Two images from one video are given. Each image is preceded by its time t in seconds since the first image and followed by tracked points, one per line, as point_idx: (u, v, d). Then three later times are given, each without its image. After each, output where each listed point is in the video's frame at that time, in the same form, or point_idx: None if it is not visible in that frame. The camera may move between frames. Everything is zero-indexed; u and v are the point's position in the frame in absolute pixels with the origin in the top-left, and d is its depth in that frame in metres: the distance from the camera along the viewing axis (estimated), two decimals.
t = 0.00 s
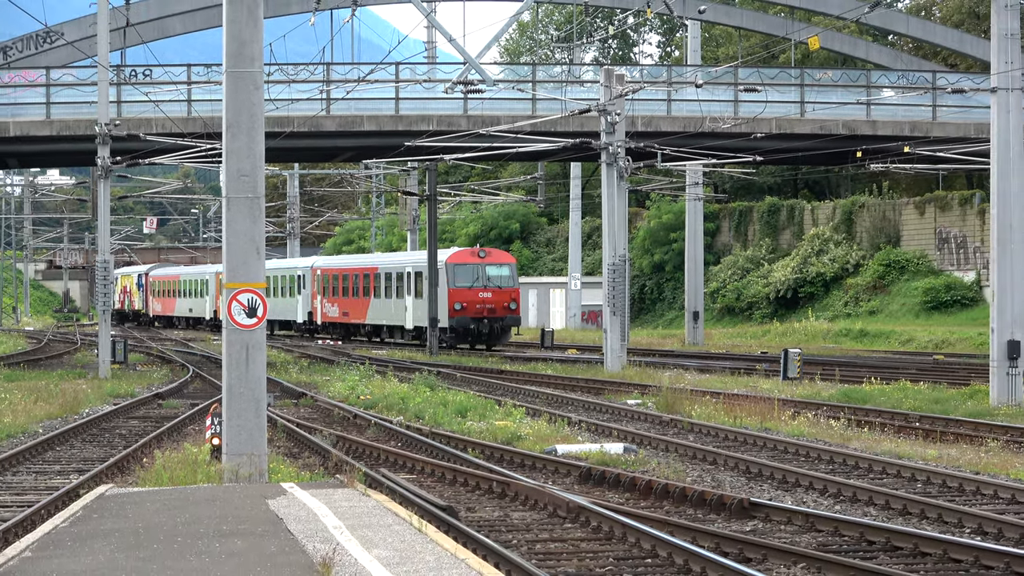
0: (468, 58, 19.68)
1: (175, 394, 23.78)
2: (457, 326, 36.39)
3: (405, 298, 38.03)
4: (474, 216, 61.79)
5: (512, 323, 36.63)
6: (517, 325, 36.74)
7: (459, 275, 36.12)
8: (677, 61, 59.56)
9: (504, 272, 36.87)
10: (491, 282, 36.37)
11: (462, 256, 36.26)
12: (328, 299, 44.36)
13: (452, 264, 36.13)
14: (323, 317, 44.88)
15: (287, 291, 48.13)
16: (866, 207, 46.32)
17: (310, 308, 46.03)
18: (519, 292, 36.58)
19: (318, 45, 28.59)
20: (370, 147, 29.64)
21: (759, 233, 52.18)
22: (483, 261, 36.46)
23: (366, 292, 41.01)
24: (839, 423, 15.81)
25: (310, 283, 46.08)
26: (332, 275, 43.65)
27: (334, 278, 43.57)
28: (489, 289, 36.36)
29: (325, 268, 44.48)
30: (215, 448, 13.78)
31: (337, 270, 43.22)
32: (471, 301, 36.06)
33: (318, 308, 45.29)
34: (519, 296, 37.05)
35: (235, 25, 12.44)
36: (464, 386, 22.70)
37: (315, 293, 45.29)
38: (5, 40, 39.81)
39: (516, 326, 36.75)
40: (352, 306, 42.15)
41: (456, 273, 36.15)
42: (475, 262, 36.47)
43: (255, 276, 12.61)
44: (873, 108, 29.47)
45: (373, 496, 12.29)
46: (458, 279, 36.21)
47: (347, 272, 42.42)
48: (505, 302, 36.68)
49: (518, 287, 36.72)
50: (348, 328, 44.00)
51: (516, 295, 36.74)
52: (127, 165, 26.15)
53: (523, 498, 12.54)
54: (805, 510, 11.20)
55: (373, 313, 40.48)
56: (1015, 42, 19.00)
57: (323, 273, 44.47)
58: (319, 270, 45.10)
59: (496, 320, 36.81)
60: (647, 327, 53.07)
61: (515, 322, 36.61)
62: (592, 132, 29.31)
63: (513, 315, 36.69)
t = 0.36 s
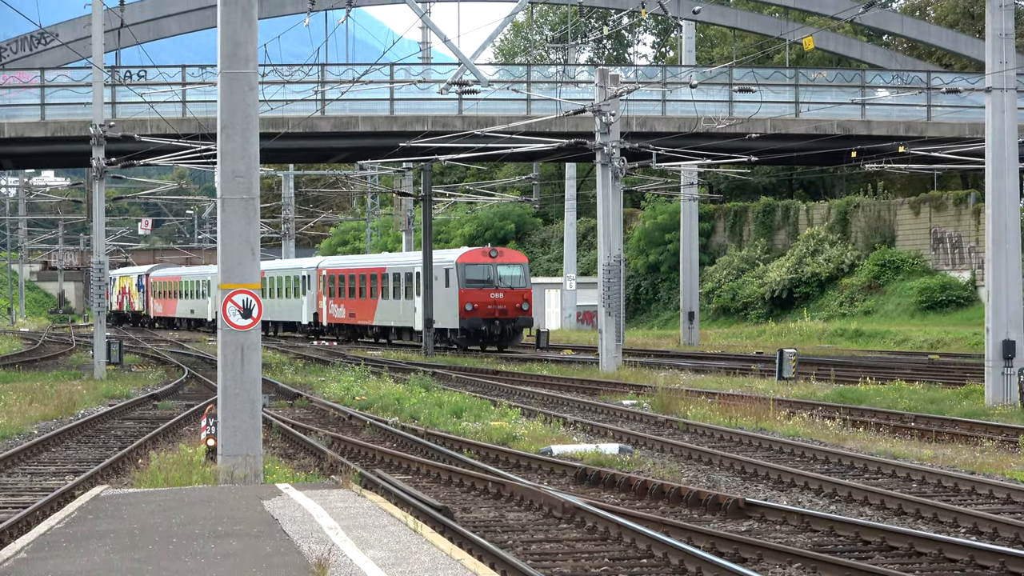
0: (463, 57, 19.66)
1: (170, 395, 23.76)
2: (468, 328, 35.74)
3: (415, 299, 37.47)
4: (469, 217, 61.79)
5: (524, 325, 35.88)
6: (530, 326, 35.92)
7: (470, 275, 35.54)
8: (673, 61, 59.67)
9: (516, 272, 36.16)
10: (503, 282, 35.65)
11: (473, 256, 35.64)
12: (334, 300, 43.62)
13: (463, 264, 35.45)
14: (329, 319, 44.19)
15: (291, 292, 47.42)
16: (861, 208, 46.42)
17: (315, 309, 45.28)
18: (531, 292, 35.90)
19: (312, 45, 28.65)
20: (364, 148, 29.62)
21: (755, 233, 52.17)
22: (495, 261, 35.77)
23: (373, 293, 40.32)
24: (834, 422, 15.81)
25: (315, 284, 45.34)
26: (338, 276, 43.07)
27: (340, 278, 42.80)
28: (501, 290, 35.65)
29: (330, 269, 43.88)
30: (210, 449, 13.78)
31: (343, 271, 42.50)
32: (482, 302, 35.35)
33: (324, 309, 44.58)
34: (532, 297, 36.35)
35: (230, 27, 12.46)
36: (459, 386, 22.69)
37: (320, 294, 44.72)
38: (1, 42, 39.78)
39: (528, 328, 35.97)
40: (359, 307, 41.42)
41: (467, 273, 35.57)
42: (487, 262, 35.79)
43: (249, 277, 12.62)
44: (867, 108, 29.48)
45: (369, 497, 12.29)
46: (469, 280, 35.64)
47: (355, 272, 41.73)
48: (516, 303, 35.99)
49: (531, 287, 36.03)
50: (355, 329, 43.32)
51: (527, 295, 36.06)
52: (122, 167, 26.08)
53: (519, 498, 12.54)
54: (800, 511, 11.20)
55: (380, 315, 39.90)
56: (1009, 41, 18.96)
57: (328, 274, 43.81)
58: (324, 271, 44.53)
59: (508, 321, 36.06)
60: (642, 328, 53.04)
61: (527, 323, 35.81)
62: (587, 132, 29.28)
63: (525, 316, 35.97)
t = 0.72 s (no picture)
0: (463, 60, 19.67)
1: (169, 396, 23.76)
2: (484, 329, 34.97)
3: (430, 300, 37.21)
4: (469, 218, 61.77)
5: (541, 327, 35.26)
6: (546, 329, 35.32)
7: (486, 277, 34.74)
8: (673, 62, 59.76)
9: (533, 273, 35.52)
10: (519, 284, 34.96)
11: (489, 257, 34.81)
12: (345, 302, 43.11)
13: (479, 265, 34.62)
14: (339, 320, 43.69)
15: (300, 292, 46.95)
16: (860, 209, 46.41)
17: (325, 310, 44.77)
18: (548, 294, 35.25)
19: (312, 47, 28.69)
20: (364, 149, 29.63)
21: (754, 235, 52.16)
22: (511, 262, 35.02)
23: (386, 294, 39.90)
24: (832, 424, 15.82)
25: (325, 285, 44.88)
26: (348, 277, 42.64)
27: (352, 279, 42.33)
28: (517, 292, 34.98)
29: (340, 270, 43.46)
30: (209, 450, 13.77)
31: (355, 272, 42.08)
32: (499, 303, 34.60)
33: (333, 311, 44.08)
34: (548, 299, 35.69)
35: (230, 29, 12.48)
36: (458, 388, 22.69)
37: (330, 295, 44.27)
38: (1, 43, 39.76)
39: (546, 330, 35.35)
40: (371, 308, 40.97)
41: (483, 274, 34.77)
42: (503, 263, 35.03)
43: (248, 277, 12.62)
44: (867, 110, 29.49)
45: (367, 498, 12.29)
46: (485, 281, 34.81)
47: (367, 273, 41.31)
48: (533, 304, 35.32)
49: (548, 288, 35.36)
50: (366, 331, 42.95)
51: (545, 297, 35.40)
52: (122, 167, 26.08)
53: (518, 499, 12.54)
54: (799, 512, 11.20)
55: (394, 317, 39.50)
56: (1010, 44, 18.94)
57: (339, 274, 43.38)
58: (334, 271, 44.10)
59: (524, 323, 35.44)
60: (641, 329, 53.05)
61: (545, 325, 35.19)
62: (586, 134, 29.28)
63: (542, 318, 35.34)
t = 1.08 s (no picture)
0: (464, 58, 19.63)
1: (171, 396, 23.72)
2: (503, 330, 34.42)
3: (447, 300, 36.60)
4: (470, 218, 61.65)
5: (561, 326, 34.87)
6: (566, 328, 34.96)
7: (504, 276, 34.21)
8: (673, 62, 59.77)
9: (551, 272, 35.13)
10: (539, 283, 34.54)
11: (507, 256, 34.35)
12: (359, 302, 42.00)
13: (498, 264, 34.14)
14: (353, 320, 42.63)
15: (312, 292, 45.84)
16: (861, 209, 46.43)
17: (338, 310, 43.70)
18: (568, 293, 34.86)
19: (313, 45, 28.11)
20: (365, 149, 29.62)
21: (755, 234, 52.16)
22: (529, 260, 34.62)
23: (401, 294, 38.68)
24: (834, 423, 15.81)
25: (338, 284, 43.76)
26: (361, 276, 41.57)
27: (368, 278, 41.24)
28: (537, 291, 34.54)
29: (354, 269, 42.36)
30: (210, 449, 13.76)
31: (369, 271, 40.92)
32: (518, 303, 34.12)
33: (347, 311, 43.00)
34: (567, 298, 35.31)
35: (231, 27, 12.49)
36: (460, 387, 22.67)
37: (342, 294, 43.19)
38: (2, 43, 39.76)
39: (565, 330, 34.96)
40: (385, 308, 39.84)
41: (502, 273, 34.27)
42: (522, 262, 34.58)
43: (250, 277, 12.62)
44: (868, 109, 29.47)
45: (369, 498, 12.30)
46: (503, 280, 34.28)
47: (381, 272, 40.09)
48: (552, 304, 34.90)
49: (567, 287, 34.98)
50: (379, 331, 41.91)
51: (564, 296, 35.01)
52: (123, 167, 26.05)
53: (519, 499, 12.55)
54: (800, 512, 11.21)
55: (407, 316, 38.37)
56: (1011, 43, 18.93)
57: (353, 274, 42.26)
58: (347, 270, 42.99)
59: (544, 323, 35.01)
60: (642, 329, 53.04)
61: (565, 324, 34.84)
62: (588, 133, 29.28)
63: (562, 317, 35.01)
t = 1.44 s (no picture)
0: (464, 58, 19.64)
1: (171, 395, 23.74)
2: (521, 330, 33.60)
3: (461, 299, 35.78)
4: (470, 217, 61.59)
5: (581, 326, 34.09)
6: (586, 329, 34.16)
7: (522, 274, 33.46)
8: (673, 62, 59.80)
9: (570, 271, 34.40)
10: (558, 282, 33.80)
11: (526, 254, 33.62)
12: (370, 301, 41.28)
13: (516, 261, 33.39)
14: (364, 320, 41.92)
15: (322, 291, 45.13)
16: (861, 208, 46.43)
17: (350, 309, 43.01)
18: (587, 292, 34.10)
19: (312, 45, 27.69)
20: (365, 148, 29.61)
21: (755, 234, 52.15)
22: (548, 259, 33.91)
23: (414, 293, 37.81)
24: (834, 423, 15.78)
25: (349, 283, 43.09)
26: (373, 275, 40.83)
27: (380, 277, 40.49)
28: (556, 291, 33.78)
29: (365, 267, 41.63)
30: (210, 449, 13.75)
31: (380, 269, 40.13)
32: (537, 303, 33.37)
33: (359, 310, 42.26)
34: (587, 298, 34.55)
35: (231, 27, 12.54)
36: (460, 386, 22.66)
37: (353, 294, 42.48)
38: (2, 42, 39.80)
39: (585, 330, 34.17)
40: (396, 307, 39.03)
41: (520, 271, 33.53)
42: (540, 261, 33.85)
43: (250, 276, 12.65)
44: (868, 108, 29.45)
45: (369, 497, 12.31)
46: (521, 279, 33.53)
47: (393, 271, 39.29)
48: (572, 304, 34.15)
49: (586, 287, 34.23)
50: (392, 331, 41.17)
51: (583, 295, 34.24)
52: (123, 166, 26.01)
53: (519, 498, 12.54)
54: (800, 511, 11.21)
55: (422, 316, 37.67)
56: (1010, 42, 18.94)
57: (363, 273, 41.53)
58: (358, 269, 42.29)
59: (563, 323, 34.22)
60: (642, 328, 53.04)
61: (585, 324, 34.04)
62: (588, 133, 29.31)
63: (581, 317, 34.22)
